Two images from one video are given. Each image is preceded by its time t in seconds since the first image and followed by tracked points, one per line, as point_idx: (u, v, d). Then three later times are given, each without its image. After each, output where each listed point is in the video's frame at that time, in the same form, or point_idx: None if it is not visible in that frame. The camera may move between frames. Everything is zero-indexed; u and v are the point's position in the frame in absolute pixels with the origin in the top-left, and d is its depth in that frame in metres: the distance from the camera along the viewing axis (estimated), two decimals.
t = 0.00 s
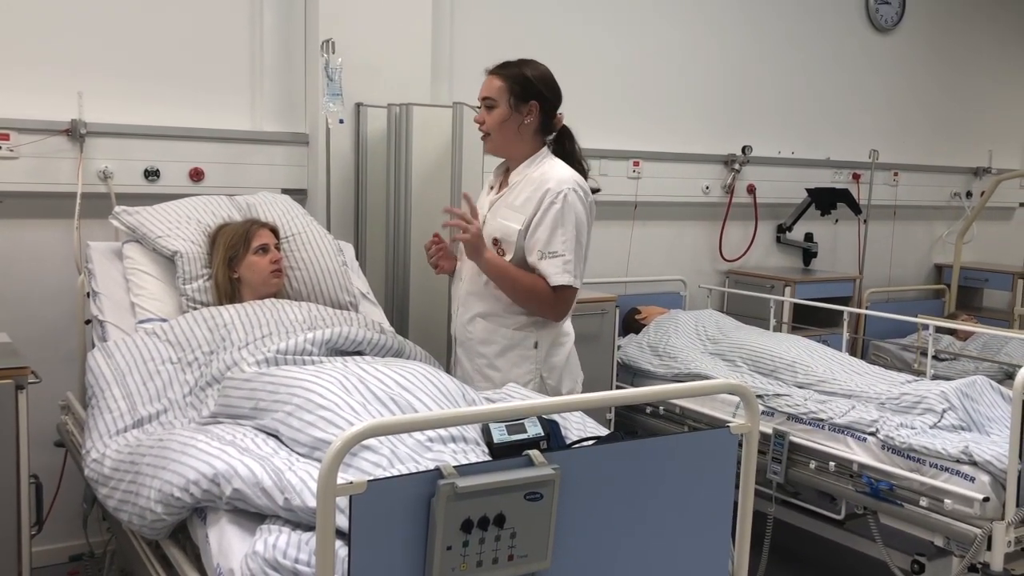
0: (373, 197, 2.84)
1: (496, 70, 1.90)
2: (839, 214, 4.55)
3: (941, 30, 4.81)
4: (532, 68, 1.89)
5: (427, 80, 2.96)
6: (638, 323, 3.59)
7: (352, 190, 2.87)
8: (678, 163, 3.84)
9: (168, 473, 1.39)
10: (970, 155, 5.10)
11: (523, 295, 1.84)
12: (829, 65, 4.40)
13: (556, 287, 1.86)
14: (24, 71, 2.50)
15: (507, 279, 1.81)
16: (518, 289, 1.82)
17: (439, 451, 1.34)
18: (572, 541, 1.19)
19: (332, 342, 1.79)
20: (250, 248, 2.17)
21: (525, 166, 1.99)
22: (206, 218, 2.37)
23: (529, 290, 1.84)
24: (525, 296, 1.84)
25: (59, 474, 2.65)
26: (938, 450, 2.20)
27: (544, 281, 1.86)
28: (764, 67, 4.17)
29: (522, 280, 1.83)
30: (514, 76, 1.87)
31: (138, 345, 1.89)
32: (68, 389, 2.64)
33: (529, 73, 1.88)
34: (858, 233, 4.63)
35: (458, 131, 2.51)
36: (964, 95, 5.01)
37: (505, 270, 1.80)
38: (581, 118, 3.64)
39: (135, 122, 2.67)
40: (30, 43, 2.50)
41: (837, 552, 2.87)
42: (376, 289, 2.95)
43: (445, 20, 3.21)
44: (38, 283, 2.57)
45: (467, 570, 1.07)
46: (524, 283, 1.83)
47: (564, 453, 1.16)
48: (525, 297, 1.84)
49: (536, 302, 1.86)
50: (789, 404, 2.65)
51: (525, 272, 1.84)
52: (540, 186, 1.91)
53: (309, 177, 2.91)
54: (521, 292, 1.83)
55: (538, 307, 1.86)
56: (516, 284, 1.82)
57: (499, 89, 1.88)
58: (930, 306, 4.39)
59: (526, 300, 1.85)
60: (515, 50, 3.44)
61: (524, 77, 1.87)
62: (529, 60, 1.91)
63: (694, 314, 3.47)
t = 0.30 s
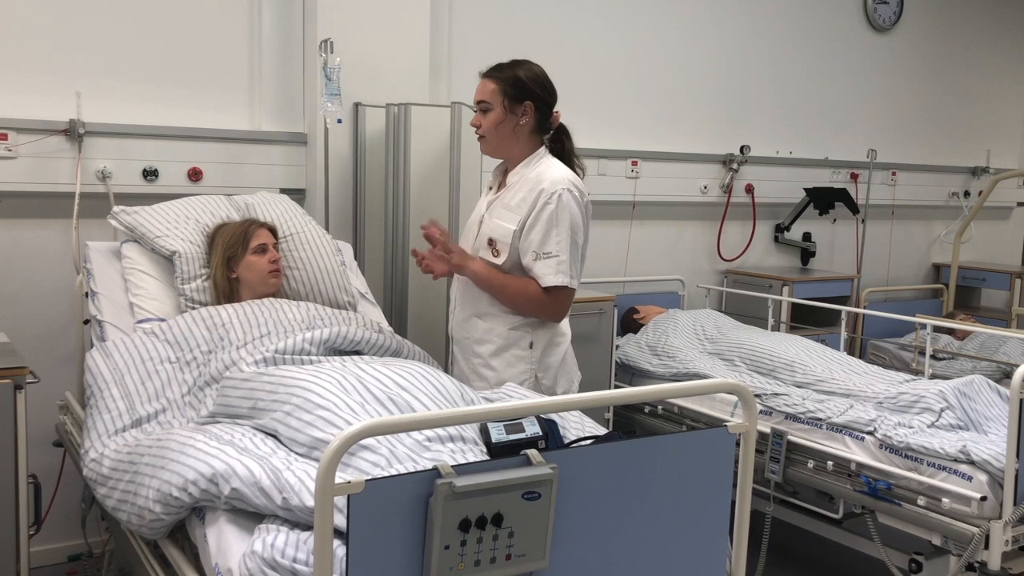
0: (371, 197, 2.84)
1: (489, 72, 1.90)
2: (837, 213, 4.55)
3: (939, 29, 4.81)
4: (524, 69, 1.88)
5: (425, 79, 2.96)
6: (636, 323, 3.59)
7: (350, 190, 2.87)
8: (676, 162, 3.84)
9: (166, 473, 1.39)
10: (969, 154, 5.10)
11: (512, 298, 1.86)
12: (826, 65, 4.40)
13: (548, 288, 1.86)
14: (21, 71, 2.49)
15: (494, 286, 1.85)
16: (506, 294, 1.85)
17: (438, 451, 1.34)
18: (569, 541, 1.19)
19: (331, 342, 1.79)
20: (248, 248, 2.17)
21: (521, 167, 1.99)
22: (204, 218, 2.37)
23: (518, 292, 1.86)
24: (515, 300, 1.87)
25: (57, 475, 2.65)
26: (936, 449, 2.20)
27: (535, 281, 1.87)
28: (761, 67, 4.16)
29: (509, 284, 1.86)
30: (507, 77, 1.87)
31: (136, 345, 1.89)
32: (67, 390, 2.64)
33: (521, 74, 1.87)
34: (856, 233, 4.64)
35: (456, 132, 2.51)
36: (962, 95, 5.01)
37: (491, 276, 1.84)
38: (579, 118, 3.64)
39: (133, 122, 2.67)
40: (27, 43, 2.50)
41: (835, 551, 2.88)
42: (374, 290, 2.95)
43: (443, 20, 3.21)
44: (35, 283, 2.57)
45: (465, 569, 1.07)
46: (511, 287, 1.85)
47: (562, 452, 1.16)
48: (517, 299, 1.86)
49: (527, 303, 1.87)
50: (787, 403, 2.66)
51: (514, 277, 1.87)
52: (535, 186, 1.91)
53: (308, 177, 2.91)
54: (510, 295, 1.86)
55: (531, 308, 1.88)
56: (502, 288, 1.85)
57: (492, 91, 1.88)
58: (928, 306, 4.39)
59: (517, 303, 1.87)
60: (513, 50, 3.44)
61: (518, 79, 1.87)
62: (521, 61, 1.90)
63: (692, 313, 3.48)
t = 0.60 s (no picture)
0: (370, 198, 2.84)
1: (484, 76, 1.89)
2: (836, 213, 4.55)
3: (938, 29, 4.81)
4: (518, 72, 1.86)
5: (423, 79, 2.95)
6: (634, 323, 3.59)
7: (349, 190, 2.87)
8: (676, 162, 3.84)
9: (165, 473, 1.39)
10: (968, 154, 5.11)
11: (506, 297, 1.89)
12: (825, 65, 4.40)
13: (541, 285, 1.86)
14: (19, 71, 2.49)
15: (484, 283, 1.91)
16: (498, 293, 1.89)
17: (436, 451, 1.34)
18: (568, 540, 1.19)
19: (329, 342, 1.79)
20: (246, 248, 2.17)
21: (520, 167, 2.00)
22: (202, 218, 2.37)
23: (510, 290, 1.89)
24: (510, 299, 1.89)
25: (57, 475, 2.66)
26: (934, 449, 2.20)
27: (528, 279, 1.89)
28: (759, 67, 4.16)
29: (501, 281, 1.90)
30: (497, 83, 1.86)
31: (135, 345, 1.89)
32: (66, 389, 2.64)
33: (513, 78, 1.86)
34: (855, 232, 4.64)
35: (454, 132, 2.50)
36: (961, 94, 5.01)
37: (480, 272, 1.92)
38: (578, 118, 3.64)
39: (131, 121, 2.67)
40: (25, 43, 2.50)
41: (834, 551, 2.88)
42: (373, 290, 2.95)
43: (441, 21, 3.21)
44: (34, 283, 2.57)
45: (464, 569, 1.07)
46: (503, 284, 1.89)
47: (561, 452, 1.16)
48: (511, 296, 1.89)
49: (522, 300, 1.88)
50: (786, 403, 2.66)
51: (506, 275, 1.91)
52: (533, 186, 1.91)
53: (306, 177, 2.91)
54: (502, 293, 1.89)
55: (525, 306, 1.88)
56: (494, 284, 1.90)
57: (485, 96, 1.88)
58: (927, 305, 4.39)
59: (512, 298, 1.89)
60: (511, 51, 3.44)
61: (510, 83, 1.85)
62: (520, 62, 1.88)
63: (692, 313, 3.48)
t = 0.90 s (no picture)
0: (369, 199, 2.84)
1: (477, 84, 1.89)
2: (836, 213, 4.55)
3: (937, 29, 4.81)
4: (511, 75, 1.86)
5: (423, 80, 2.95)
6: (634, 323, 3.59)
7: (348, 191, 2.87)
8: (676, 163, 3.84)
9: (164, 474, 1.39)
10: (967, 155, 5.11)
11: (506, 296, 1.89)
12: (824, 65, 4.40)
13: (541, 283, 1.86)
14: (17, 72, 2.49)
15: (484, 282, 1.91)
16: (498, 293, 1.89)
17: (435, 452, 1.34)
18: (567, 541, 1.19)
19: (329, 343, 1.79)
20: (246, 249, 2.17)
21: (519, 169, 2.00)
22: (202, 220, 2.37)
23: (510, 289, 1.88)
24: (510, 299, 1.89)
25: (57, 476, 2.66)
26: (934, 449, 2.20)
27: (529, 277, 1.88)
28: (758, 67, 4.16)
29: (501, 280, 1.90)
30: (493, 89, 1.86)
31: (134, 346, 1.89)
32: (65, 390, 2.64)
33: (507, 82, 1.85)
34: (855, 233, 4.64)
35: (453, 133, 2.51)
36: (961, 95, 5.01)
37: (481, 272, 1.92)
38: (577, 119, 3.64)
39: (130, 123, 2.67)
40: (24, 44, 2.50)
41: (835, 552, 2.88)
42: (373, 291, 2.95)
43: (441, 22, 3.21)
44: (33, 284, 2.57)
45: (463, 570, 1.07)
46: (503, 283, 1.89)
47: (560, 452, 1.17)
48: (511, 295, 1.88)
49: (523, 300, 1.88)
50: (786, 403, 2.66)
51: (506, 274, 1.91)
52: (533, 185, 1.92)
53: (306, 178, 2.91)
54: (502, 292, 1.89)
55: (526, 305, 1.88)
56: (495, 283, 1.90)
57: (482, 104, 1.88)
58: (927, 306, 4.39)
59: (511, 298, 1.89)
60: (510, 52, 3.44)
61: (505, 87, 1.85)
62: (509, 64, 1.88)
63: (691, 314, 3.47)
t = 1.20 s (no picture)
0: (369, 200, 2.84)
1: (472, 90, 1.88)
2: (835, 215, 4.55)
3: (937, 31, 4.82)
4: (506, 78, 1.86)
5: (422, 81, 2.96)
6: (634, 325, 3.59)
7: (348, 193, 2.87)
8: (676, 165, 3.84)
9: (163, 476, 1.39)
10: (967, 157, 5.11)
11: (508, 298, 1.89)
12: (824, 66, 4.40)
13: (543, 283, 1.86)
14: (17, 74, 2.49)
15: (486, 285, 1.91)
16: (501, 296, 1.90)
17: (434, 454, 1.34)
18: (566, 541, 1.19)
19: (328, 345, 1.79)
20: (246, 251, 2.17)
21: (519, 171, 1.99)
22: (201, 221, 2.37)
23: (514, 292, 1.88)
24: (514, 300, 1.89)
25: (56, 477, 2.65)
26: (934, 451, 2.20)
27: (531, 279, 1.89)
28: (758, 69, 4.17)
29: (504, 283, 1.89)
30: (490, 93, 1.85)
31: (133, 348, 1.89)
32: (64, 392, 2.64)
33: (504, 85, 1.85)
34: (855, 234, 4.64)
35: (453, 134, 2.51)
36: (960, 96, 5.02)
37: (484, 275, 1.92)
38: (577, 120, 3.64)
39: (130, 124, 2.67)
40: (24, 45, 2.50)
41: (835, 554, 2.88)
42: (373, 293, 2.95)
43: (441, 23, 3.21)
44: (32, 285, 2.57)
45: (461, 571, 1.07)
46: (507, 286, 1.89)
47: (559, 453, 1.16)
48: (515, 298, 1.88)
49: (527, 301, 1.87)
50: (786, 405, 2.65)
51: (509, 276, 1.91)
52: (534, 186, 1.92)
53: (305, 179, 2.91)
54: (505, 295, 1.89)
55: (529, 305, 1.88)
56: (498, 286, 1.90)
57: (479, 109, 1.87)
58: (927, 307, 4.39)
59: (515, 300, 1.89)
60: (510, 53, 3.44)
61: (501, 90, 1.85)
62: (502, 67, 1.88)
63: (691, 316, 3.47)
